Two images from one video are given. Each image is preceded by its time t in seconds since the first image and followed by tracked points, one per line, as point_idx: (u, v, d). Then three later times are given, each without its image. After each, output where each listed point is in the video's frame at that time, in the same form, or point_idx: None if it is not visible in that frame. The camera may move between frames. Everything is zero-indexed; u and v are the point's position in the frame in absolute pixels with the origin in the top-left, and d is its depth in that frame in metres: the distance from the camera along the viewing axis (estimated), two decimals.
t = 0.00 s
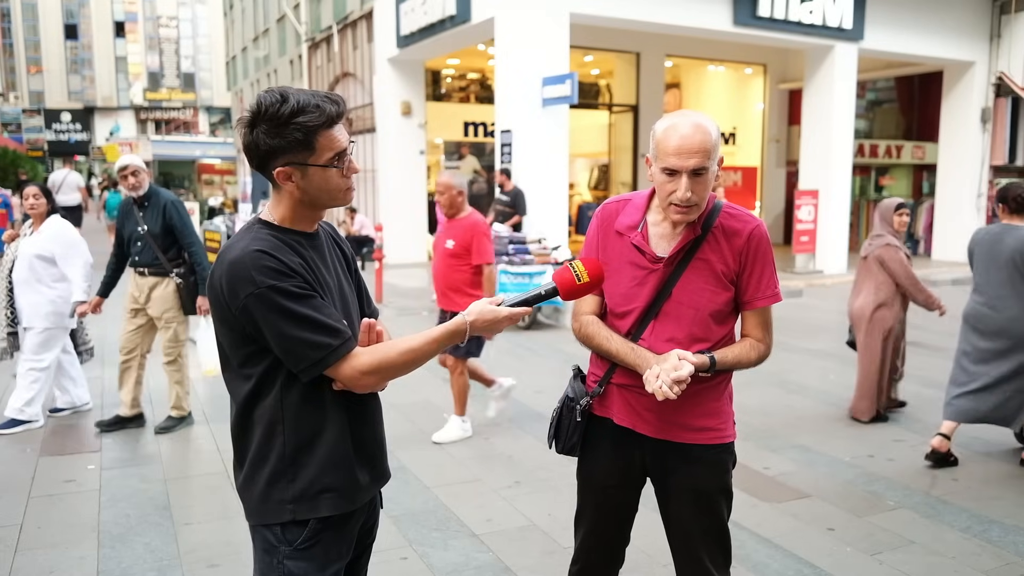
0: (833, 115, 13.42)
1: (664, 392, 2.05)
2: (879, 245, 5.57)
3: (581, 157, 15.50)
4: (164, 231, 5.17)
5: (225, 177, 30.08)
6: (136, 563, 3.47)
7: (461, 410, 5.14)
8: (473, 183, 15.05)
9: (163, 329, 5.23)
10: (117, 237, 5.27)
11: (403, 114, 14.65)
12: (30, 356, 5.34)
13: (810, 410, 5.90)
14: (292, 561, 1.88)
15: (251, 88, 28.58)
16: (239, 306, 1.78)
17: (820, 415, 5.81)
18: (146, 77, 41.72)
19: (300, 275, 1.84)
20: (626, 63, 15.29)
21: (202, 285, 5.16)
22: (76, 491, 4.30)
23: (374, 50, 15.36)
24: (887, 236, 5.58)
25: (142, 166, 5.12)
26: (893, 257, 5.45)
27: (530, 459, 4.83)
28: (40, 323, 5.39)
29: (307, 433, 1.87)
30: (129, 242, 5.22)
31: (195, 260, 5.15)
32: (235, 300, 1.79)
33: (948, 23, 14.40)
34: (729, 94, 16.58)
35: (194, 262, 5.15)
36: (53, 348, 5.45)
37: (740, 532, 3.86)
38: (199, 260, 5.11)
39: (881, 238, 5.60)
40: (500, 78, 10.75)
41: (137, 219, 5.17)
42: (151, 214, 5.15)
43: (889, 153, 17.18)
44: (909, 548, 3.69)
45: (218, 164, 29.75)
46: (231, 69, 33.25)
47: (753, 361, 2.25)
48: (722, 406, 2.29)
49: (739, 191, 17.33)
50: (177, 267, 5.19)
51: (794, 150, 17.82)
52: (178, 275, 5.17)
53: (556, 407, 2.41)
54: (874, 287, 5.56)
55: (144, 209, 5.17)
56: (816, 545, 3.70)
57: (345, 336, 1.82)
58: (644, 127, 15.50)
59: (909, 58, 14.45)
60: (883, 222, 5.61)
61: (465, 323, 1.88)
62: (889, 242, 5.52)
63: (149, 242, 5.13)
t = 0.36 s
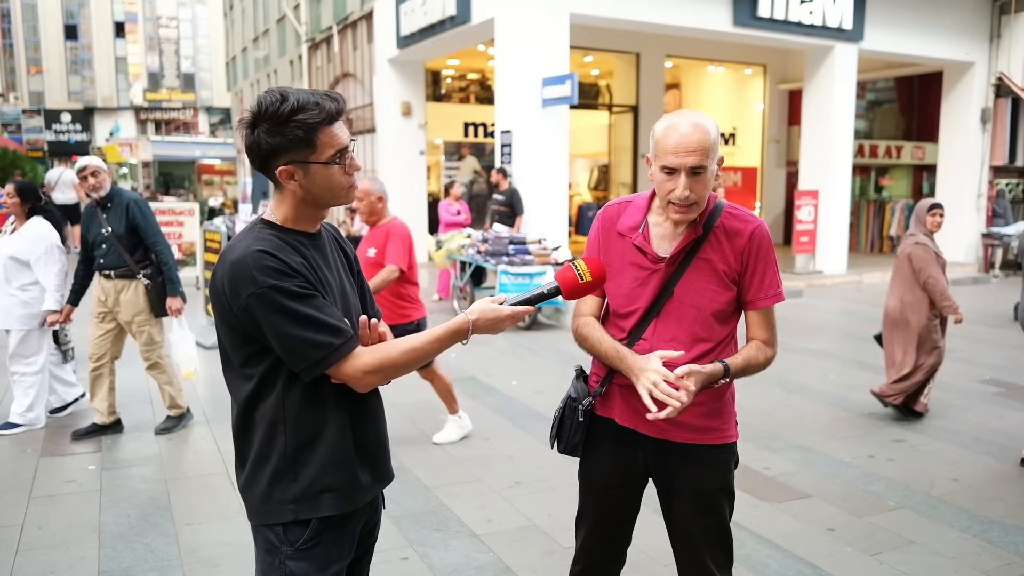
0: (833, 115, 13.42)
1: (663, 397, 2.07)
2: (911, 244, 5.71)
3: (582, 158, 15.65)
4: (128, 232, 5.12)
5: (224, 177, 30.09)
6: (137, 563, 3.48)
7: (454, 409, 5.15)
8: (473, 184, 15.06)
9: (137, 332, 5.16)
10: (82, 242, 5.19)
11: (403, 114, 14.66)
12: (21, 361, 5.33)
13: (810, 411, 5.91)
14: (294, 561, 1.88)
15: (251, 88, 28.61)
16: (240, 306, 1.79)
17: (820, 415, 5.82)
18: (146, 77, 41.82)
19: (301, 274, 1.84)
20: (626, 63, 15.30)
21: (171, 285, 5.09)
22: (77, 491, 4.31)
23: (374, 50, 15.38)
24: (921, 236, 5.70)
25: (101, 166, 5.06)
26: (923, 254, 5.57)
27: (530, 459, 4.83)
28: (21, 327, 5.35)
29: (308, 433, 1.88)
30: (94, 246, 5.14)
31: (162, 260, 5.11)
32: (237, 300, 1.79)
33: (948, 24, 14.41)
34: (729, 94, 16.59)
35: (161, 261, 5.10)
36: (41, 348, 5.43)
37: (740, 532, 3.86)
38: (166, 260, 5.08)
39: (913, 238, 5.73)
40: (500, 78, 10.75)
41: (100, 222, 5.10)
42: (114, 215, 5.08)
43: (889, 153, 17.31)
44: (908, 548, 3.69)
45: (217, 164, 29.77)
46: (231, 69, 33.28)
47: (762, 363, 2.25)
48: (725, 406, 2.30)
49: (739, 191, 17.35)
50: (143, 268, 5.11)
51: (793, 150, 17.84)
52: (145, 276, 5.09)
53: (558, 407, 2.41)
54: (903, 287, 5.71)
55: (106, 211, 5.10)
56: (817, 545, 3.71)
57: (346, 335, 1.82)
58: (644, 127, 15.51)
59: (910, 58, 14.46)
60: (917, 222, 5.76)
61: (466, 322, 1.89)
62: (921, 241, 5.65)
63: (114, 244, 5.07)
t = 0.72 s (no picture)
0: (833, 114, 13.42)
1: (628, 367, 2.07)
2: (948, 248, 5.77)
3: (581, 158, 15.48)
4: (100, 231, 5.07)
5: (224, 177, 30.09)
6: (138, 563, 3.48)
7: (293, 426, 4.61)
8: (473, 184, 15.07)
9: (91, 330, 5.03)
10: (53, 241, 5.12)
11: (403, 114, 14.67)
12: (14, 367, 5.27)
13: (810, 411, 5.91)
14: (294, 562, 1.89)
15: (251, 88, 28.64)
16: (240, 306, 1.79)
17: (820, 415, 5.82)
18: (146, 77, 41.89)
19: (301, 274, 1.85)
20: (626, 63, 15.32)
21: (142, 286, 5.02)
22: (78, 491, 4.31)
23: (374, 51, 15.39)
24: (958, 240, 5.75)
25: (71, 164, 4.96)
26: (956, 258, 5.66)
27: (530, 460, 4.83)
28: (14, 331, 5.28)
29: (308, 433, 1.88)
30: (63, 246, 5.06)
31: (134, 260, 5.05)
32: (237, 300, 1.80)
33: (948, 24, 14.41)
34: (729, 94, 16.60)
35: (133, 261, 5.04)
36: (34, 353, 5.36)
37: (741, 532, 3.87)
38: (138, 260, 5.02)
39: (952, 243, 5.75)
40: (500, 79, 10.76)
41: (70, 221, 5.03)
42: (85, 213, 5.03)
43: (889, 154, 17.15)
44: (909, 548, 3.69)
45: (218, 164, 29.77)
46: (231, 70, 33.29)
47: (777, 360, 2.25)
48: (725, 406, 2.30)
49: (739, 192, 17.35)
50: (114, 269, 5.05)
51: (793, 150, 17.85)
52: (117, 276, 5.03)
53: (559, 408, 2.41)
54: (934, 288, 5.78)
55: (77, 209, 5.03)
56: (817, 546, 3.71)
57: (346, 334, 1.82)
58: (644, 128, 15.52)
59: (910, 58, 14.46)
60: (958, 227, 5.82)
61: (465, 319, 1.89)
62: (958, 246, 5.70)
63: (86, 243, 5.01)
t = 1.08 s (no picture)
0: (833, 114, 13.42)
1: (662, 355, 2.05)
2: (992, 248, 5.69)
3: (581, 158, 15.52)
4: (79, 234, 4.89)
5: (225, 177, 30.08)
6: (140, 562, 3.49)
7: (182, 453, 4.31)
8: (474, 184, 15.08)
9: (62, 336, 4.88)
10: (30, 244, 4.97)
11: (403, 114, 14.68)
12: (12, 369, 5.21)
13: (811, 411, 5.92)
14: (297, 561, 1.89)
15: (251, 88, 28.63)
16: (243, 305, 1.80)
17: (821, 415, 5.83)
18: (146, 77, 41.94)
19: (304, 272, 1.86)
20: (626, 63, 15.33)
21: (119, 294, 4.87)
22: (80, 491, 4.31)
23: (374, 51, 15.40)
24: (1003, 240, 5.66)
25: (53, 166, 4.82)
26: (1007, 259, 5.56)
27: (531, 460, 4.83)
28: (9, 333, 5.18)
29: (311, 431, 1.89)
30: (40, 249, 4.90)
31: (113, 266, 4.89)
32: (239, 299, 1.81)
33: (948, 24, 14.41)
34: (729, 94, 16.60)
35: (112, 268, 4.89)
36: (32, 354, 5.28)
37: (742, 532, 3.87)
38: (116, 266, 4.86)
39: (996, 242, 5.69)
40: (500, 79, 10.78)
41: (48, 223, 4.86)
42: (64, 217, 4.86)
43: (889, 154, 17.11)
44: (910, 548, 3.70)
45: (218, 165, 29.81)
46: (231, 70, 33.32)
47: (776, 360, 2.27)
48: (730, 408, 2.31)
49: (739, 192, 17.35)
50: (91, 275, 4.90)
51: (793, 150, 17.86)
52: (93, 283, 4.88)
53: (562, 409, 2.41)
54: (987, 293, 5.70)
55: (56, 212, 4.87)
56: (818, 546, 3.71)
57: (349, 332, 1.83)
58: (644, 128, 15.52)
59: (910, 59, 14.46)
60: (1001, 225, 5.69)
61: (466, 317, 1.90)
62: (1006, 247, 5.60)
63: (63, 247, 4.84)
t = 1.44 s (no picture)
0: (833, 114, 13.42)
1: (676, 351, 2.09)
2: None
3: (582, 158, 15.62)
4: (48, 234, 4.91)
5: (225, 178, 30.07)
6: (141, 562, 3.49)
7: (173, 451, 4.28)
8: (474, 185, 15.08)
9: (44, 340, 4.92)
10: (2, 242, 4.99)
11: (403, 114, 14.69)
12: None
13: (811, 411, 5.92)
14: (297, 559, 1.90)
15: (251, 88, 28.62)
16: (244, 303, 1.80)
17: (821, 415, 5.82)
18: (146, 77, 41.90)
19: (304, 271, 1.86)
20: (627, 63, 15.33)
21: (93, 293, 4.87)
22: (81, 491, 4.32)
23: (374, 51, 15.40)
24: None
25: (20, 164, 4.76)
26: None
27: (531, 460, 4.83)
28: None
29: (311, 430, 1.89)
30: (12, 250, 4.95)
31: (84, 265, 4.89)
32: (240, 297, 1.81)
33: (948, 24, 14.41)
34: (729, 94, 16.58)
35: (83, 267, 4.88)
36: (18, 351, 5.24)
37: (742, 532, 3.87)
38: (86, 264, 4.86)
39: None
40: (500, 79, 10.78)
41: (18, 223, 4.86)
42: (34, 216, 4.85)
43: (889, 153, 17.12)
44: (911, 548, 3.70)
45: (218, 165, 29.80)
46: (231, 70, 33.35)
47: (753, 361, 2.26)
48: (728, 408, 2.31)
49: (739, 192, 17.34)
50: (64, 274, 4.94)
51: (794, 150, 17.86)
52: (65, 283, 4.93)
53: (562, 409, 2.41)
54: None
55: (27, 211, 4.86)
56: (819, 545, 3.72)
57: (349, 331, 1.83)
58: (644, 128, 15.53)
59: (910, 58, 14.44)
60: None
61: (465, 316, 1.93)
62: None
63: (31, 248, 4.89)
